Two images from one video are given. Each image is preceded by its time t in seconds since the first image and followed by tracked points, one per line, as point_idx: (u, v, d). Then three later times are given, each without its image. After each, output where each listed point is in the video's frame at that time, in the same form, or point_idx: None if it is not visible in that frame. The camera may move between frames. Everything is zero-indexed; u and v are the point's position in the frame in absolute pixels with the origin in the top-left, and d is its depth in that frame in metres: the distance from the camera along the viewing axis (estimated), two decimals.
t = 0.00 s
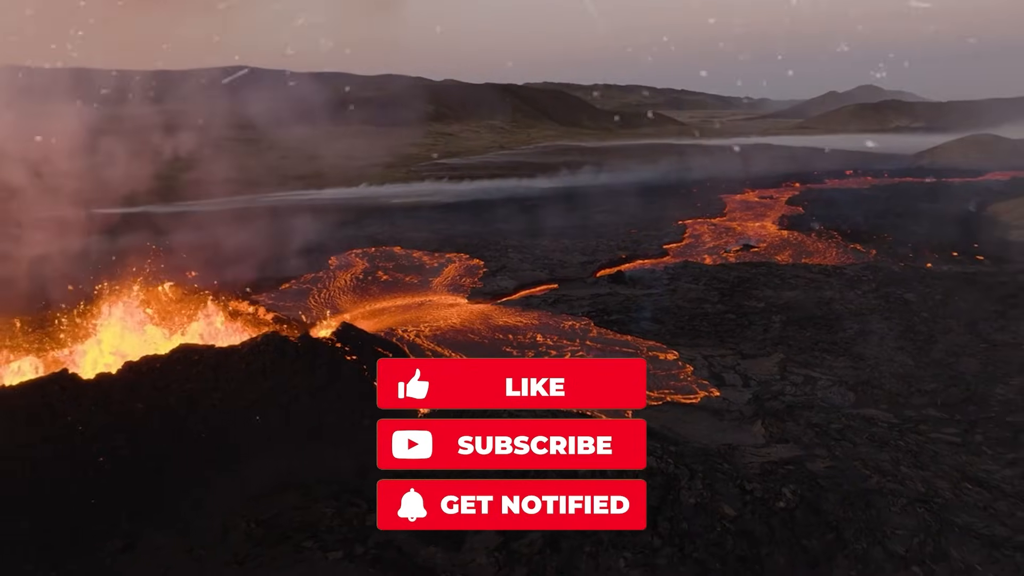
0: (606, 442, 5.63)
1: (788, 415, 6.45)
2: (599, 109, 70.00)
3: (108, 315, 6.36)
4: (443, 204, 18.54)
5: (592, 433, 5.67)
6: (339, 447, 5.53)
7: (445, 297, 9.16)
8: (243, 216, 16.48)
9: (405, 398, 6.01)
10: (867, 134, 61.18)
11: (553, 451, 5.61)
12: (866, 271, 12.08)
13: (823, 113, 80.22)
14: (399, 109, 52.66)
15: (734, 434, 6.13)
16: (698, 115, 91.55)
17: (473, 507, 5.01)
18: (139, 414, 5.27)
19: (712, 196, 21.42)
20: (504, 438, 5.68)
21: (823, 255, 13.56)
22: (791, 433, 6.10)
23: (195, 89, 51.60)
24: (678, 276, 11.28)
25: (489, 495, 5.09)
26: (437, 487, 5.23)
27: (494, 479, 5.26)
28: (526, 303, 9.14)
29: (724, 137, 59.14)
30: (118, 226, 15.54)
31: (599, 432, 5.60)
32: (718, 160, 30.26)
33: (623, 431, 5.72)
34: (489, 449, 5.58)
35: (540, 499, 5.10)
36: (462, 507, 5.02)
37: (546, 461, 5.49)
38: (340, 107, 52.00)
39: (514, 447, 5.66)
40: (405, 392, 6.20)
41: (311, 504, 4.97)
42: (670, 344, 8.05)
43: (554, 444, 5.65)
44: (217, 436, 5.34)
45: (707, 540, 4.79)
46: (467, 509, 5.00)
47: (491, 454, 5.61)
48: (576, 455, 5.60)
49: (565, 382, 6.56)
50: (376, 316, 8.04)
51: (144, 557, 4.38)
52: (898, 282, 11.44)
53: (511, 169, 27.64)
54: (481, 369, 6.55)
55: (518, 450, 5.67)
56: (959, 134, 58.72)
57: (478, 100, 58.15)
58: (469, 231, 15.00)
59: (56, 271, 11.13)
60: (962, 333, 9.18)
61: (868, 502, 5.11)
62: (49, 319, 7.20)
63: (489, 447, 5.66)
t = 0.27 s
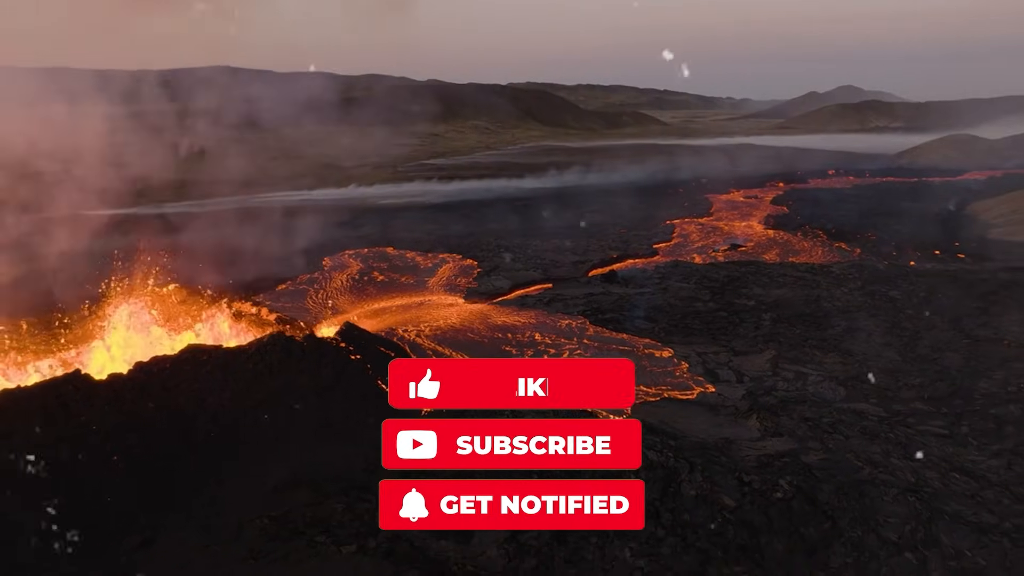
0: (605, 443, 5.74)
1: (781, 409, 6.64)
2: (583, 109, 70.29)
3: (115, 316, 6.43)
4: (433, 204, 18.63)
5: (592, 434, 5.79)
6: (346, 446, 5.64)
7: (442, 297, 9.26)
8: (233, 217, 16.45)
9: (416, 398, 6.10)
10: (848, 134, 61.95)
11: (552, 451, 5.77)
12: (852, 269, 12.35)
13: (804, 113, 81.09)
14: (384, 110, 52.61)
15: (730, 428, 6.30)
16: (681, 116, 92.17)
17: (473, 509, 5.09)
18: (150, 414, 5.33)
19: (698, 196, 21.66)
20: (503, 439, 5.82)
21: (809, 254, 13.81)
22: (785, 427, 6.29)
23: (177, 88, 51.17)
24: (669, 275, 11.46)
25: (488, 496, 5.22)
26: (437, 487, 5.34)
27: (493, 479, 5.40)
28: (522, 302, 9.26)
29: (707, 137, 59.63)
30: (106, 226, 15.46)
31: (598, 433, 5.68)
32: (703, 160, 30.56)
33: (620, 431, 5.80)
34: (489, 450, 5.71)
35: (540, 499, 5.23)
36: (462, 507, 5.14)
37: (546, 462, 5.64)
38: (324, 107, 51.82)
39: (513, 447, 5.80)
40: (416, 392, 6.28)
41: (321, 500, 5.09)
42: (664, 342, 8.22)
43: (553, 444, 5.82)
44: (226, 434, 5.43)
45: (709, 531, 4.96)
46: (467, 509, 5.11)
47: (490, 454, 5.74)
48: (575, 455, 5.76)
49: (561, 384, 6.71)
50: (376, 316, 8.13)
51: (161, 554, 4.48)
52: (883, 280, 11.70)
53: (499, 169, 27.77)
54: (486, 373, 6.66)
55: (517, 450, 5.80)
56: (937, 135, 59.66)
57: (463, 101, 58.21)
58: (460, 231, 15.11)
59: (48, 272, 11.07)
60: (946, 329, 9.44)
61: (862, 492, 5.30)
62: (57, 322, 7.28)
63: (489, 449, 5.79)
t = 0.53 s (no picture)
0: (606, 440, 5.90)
1: (776, 404, 6.80)
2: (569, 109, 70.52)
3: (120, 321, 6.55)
4: (425, 205, 18.72)
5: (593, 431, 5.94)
6: (353, 444, 5.75)
7: (440, 297, 9.37)
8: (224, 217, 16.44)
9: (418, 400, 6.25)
10: (832, 134, 62.56)
11: (554, 448, 5.91)
12: (840, 268, 12.57)
13: (789, 113, 81.78)
14: (372, 111, 52.57)
15: (727, 423, 6.45)
16: (667, 116, 92.63)
17: (491, 516, 5.14)
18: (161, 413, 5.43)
19: (688, 196, 21.86)
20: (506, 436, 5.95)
21: (798, 253, 14.03)
22: (780, 422, 6.45)
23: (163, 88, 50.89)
24: (662, 274, 11.62)
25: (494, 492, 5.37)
26: (443, 485, 5.48)
27: (498, 476, 5.55)
28: (519, 302, 9.39)
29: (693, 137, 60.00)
30: (97, 226, 15.41)
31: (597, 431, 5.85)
32: (690, 160, 30.79)
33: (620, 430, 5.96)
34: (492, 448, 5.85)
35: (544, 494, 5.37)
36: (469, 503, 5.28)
37: (549, 458, 5.79)
38: (311, 107, 51.65)
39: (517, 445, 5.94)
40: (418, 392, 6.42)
41: (331, 496, 5.18)
42: (660, 340, 8.37)
43: (555, 442, 5.97)
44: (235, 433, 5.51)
45: (710, 522, 5.10)
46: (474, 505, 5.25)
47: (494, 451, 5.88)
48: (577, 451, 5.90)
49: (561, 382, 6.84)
50: (376, 316, 8.21)
51: (175, 547, 4.53)
52: (871, 278, 11.93)
53: (488, 169, 27.89)
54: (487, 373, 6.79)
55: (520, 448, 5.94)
56: (919, 135, 60.37)
57: (450, 101, 58.26)
58: (453, 231, 15.20)
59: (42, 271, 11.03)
60: (933, 326, 9.66)
61: (857, 484, 5.46)
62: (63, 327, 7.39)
63: (509, 448, 5.86)
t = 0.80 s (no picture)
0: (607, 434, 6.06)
1: (771, 398, 6.99)
2: (555, 109, 70.78)
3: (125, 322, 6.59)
4: (416, 205, 18.82)
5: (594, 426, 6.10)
6: (361, 441, 5.87)
7: (438, 296, 9.49)
8: (215, 218, 16.45)
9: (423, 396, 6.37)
10: (814, 134, 63.27)
11: (557, 442, 6.07)
12: (827, 266, 12.83)
13: (772, 113, 82.56)
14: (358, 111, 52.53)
15: (724, 417, 6.64)
16: (651, 116, 93.11)
17: (501, 516, 5.16)
18: (174, 411, 5.48)
19: (675, 195, 22.11)
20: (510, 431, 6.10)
21: (786, 252, 14.29)
22: (775, 415, 6.64)
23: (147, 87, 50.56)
24: (654, 273, 11.81)
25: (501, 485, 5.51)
26: (451, 479, 5.63)
27: (503, 470, 5.70)
28: (515, 301, 9.53)
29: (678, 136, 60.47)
30: (88, 227, 15.38)
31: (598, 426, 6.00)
32: (676, 159, 31.08)
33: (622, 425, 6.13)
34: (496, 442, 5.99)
35: (549, 487, 5.54)
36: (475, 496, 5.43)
37: (552, 451, 5.95)
38: (297, 107, 51.44)
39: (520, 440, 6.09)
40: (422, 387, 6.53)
41: (342, 491, 5.29)
42: (655, 337, 8.54)
43: (558, 436, 6.13)
44: (246, 430, 5.60)
45: (711, 512, 5.27)
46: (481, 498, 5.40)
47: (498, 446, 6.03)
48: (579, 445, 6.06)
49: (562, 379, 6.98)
50: (376, 315, 8.32)
51: (193, 543, 4.60)
52: (857, 276, 12.19)
53: (477, 169, 28.02)
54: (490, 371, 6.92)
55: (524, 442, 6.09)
56: (900, 134, 61.21)
57: (436, 101, 58.32)
58: (445, 231, 15.32)
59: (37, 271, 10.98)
60: (919, 322, 9.92)
61: (851, 475, 5.66)
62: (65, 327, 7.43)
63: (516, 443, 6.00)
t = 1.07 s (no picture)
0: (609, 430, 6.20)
1: (767, 394, 7.16)
2: (543, 109, 70.93)
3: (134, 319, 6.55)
4: (409, 205, 18.89)
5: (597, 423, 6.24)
6: (368, 438, 5.98)
7: (437, 295, 9.59)
8: (208, 218, 16.45)
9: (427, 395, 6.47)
10: (800, 134, 63.79)
11: (560, 439, 6.20)
12: (818, 264, 13.03)
13: (758, 113, 83.13)
14: (346, 111, 52.46)
15: (722, 412, 6.79)
16: (638, 116, 93.49)
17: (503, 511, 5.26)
18: (185, 410, 5.57)
19: (666, 195, 22.29)
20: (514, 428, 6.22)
21: (777, 251, 14.49)
22: (772, 410, 6.80)
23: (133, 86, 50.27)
24: (649, 272, 11.96)
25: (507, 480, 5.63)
26: (458, 474, 5.73)
27: (509, 466, 5.82)
28: (513, 300, 9.65)
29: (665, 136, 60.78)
30: (80, 227, 15.35)
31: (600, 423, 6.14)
32: (666, 159, 31.29)
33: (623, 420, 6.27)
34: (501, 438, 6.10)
35: (554, 482, 5.66)
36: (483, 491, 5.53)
37: (555, 448, 6.08)
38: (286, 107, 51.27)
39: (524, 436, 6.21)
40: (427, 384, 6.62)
41: (352, 487, 5.38)
42: (652, 334, 8.69)
43: (561, 433, 6.26)
44: (255, 427, 5.69)
45: (713, 504, 5.42)
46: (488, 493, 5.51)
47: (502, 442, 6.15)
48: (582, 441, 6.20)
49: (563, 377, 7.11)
50: (377, 314, 8.42)
51: (209, 537, 4.69)
52: (847, 274, 12.40)
53: (468, 169, 28.10)
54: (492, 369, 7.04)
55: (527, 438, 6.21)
56: (885, 134, 61.82)
57: (425, 101, 58.33)
58: (440, 231, 15.41)
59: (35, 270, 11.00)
60: (909, 319, 10.12)
61: (847, 467, 5.82)
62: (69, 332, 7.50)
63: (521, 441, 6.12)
